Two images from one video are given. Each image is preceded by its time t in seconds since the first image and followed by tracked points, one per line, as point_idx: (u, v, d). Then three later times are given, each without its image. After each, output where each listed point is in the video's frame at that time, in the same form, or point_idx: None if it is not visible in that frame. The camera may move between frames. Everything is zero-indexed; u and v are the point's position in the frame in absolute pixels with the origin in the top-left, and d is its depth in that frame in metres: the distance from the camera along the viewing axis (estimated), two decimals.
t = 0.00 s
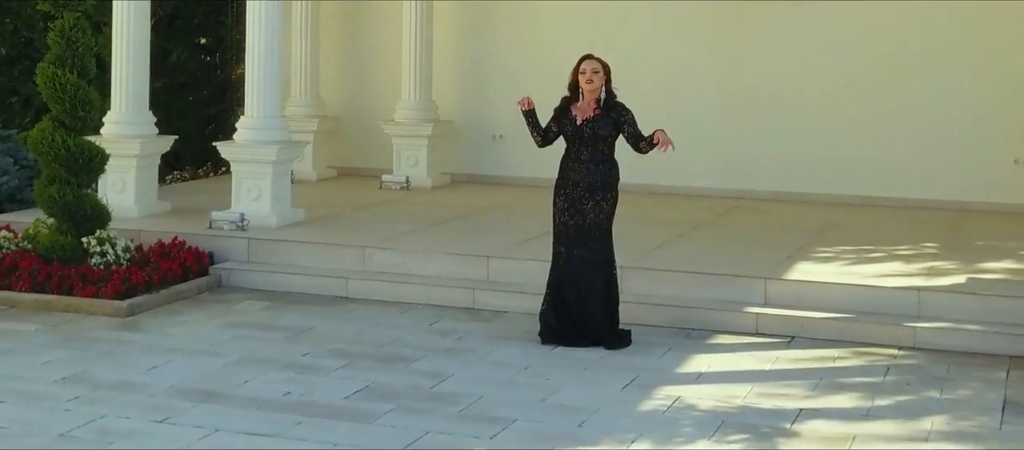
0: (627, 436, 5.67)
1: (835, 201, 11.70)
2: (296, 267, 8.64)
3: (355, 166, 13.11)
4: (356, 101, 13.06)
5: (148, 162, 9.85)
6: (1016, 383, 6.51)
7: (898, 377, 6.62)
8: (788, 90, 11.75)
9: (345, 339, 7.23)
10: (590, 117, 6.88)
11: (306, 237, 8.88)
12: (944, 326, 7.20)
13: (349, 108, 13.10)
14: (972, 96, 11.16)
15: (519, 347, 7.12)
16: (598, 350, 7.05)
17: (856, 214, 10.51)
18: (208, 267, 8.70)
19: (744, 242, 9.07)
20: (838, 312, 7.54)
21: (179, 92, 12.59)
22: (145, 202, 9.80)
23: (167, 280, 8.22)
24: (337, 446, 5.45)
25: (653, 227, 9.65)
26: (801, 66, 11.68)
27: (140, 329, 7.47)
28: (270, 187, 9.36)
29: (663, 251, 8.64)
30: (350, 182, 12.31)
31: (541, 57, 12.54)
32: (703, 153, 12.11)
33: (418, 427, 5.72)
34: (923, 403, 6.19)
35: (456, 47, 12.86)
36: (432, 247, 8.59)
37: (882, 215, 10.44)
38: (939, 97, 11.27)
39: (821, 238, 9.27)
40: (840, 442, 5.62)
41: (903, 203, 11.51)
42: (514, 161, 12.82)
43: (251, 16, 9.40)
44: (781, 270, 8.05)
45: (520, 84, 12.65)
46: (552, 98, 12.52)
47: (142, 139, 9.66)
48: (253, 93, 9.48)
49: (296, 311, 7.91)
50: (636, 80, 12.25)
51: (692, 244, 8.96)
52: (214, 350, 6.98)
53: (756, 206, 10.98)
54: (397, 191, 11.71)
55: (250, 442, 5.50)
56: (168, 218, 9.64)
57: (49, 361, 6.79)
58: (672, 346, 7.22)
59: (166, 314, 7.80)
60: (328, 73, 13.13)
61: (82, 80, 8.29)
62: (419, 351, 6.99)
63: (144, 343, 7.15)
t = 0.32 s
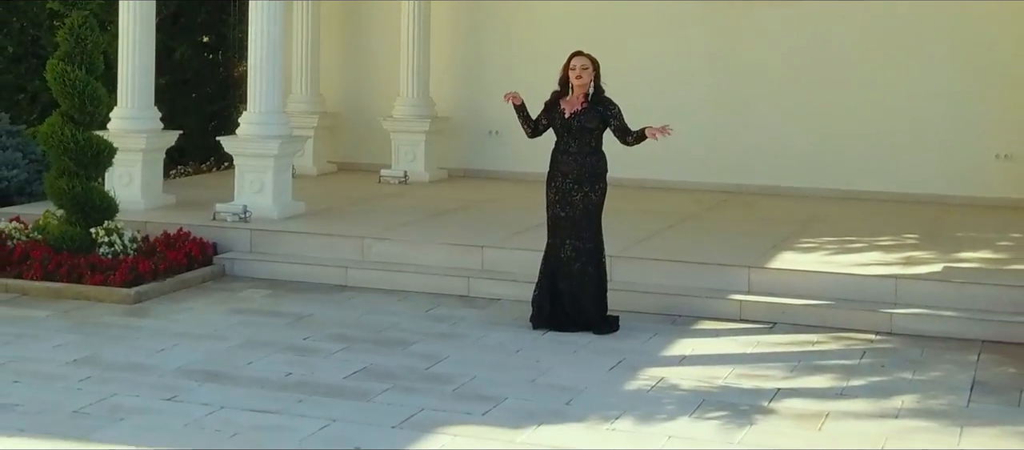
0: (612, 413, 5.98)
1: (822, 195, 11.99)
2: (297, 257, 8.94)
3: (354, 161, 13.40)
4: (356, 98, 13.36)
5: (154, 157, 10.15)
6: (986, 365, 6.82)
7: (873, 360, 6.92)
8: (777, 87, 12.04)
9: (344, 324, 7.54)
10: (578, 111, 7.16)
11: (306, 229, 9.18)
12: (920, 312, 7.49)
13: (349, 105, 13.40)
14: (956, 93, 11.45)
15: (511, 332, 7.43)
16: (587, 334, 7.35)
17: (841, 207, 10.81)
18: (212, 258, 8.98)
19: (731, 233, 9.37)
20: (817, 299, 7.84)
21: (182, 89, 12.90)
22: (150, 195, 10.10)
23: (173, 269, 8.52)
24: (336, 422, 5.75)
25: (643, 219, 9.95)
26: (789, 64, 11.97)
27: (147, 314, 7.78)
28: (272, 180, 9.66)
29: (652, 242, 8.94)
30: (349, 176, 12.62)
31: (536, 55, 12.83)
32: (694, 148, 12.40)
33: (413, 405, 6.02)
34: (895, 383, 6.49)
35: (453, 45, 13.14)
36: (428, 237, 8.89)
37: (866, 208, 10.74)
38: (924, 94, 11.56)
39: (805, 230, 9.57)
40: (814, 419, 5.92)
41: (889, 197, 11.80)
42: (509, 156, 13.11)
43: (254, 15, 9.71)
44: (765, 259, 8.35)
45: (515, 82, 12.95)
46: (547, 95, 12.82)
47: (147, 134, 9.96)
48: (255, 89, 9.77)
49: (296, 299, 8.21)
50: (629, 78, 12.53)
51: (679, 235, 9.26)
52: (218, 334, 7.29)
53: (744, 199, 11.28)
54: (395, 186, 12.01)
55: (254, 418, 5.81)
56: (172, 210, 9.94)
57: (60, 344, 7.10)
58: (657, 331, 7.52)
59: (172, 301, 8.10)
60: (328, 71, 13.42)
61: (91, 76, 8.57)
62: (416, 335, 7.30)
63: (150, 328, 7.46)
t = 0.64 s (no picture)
0: (595, 391, 6.33)
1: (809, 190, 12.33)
2: (297, 247, 9.30)
3: (353, 157, 13.76)
4: (355, 95, 13.72)
5: (160, 152, 10.52)
6: (952, 348, 7.17)
7: (846, 343, 7.28)
8: (765, 84, 12.38)
9: (343, 310, 7.90)
10: (566, 107, 7.50)
11: (307, 220, 9.54)
12: (893, 298, 7.85)
13: (348, 102, 13.75)
14: (938, 90, 11.81)
15: (503, 317, 7.79)
16: (575, 320, 7.71)
17: (824, 201, 11.17)
18: (217, 248, 9.34)
19: (716, 225, 9.72)
20: (796, 287, 8.20)
21: (186, 87, 13.27)
22: (157, 189, 10.46)
23: (179, 259, 8.89)
24: (335, 399, 6.11)
25: (632, 212, 10.30)
26: (776, 62, 12.31)
27: (154, 301, 8.14)
28: (274, 174, 10.01)
29: (639, 233, 9.29)
30: (348, 172, 12.98)
31: (530, 53, 13.17)
32: (684, 144, 12.73)
33: (407, 383, 6.37)
34: (864, 364, 6.85)
35: (450, 44, 13.49)
36: (425, 229, 9.24)
37: (848, 202, 11.09)
38: (907, 91, 11.91)
39: (788, 222, 9.93)
40: (785, 396, 6.28)
41: (873, 191, 12.14)
42: (505, 152, 13.46)
43: (257, 16, 10.07)
44: (746, 249, 8.71)
45: (510, 80, 13.29)
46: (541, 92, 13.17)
47: (153, 129, 10.32)
48: (257, 86, 10.12)
49: (297, 286, 8.57)
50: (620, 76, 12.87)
51: (667, 227, 9.61)
52: (223, 319, 7.65)
53: (731, 193, 11.64)
54: (393, 180, 12.37)
55: (257, 395, 6.17)
56: (178, 203, 10.31)
57: (73, 327, 7.46)
58: (642, 317, 7.88)
59: (178, 289, 8.47)
60: (328, 69, 13.78)
61: (100, 73, 8.90)
62: (411, 320, 7.66)
63: (158, 313, 7.82)
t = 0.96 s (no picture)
0: (579, 369, 6.69)
1: (794, 183, 12.70)
2: (298, 236, 9.67)
3: (353, 151, 14.12)
4: (354, 92, 14.09)
5: (165, 146, 10.88)
6: (920, 330, 7.54)
7: (820, 326, 7.64)
8: (750, 80, 12.73)
9: (341, 295, 8.26)
10: (549, 101, 7.83)
11: (306, 211, 9.90)
12: (867, 284, 8.22)
13: (348, 98, 14.12)
14: (919, 85, 12.16)
15: (494, 302, 8.15)
16: (562, 305, 8.07)
17: (807, 193, 11.53)
18: (221, 238, 9.70)
19: (702, 216, 10.08)
20: (775, 274, 8.57)
21: (189, 84, 13.67)
22: (162, 181, 10.82)
23: (185, 248, 9.25)
24: (333, 375, 6.48)
25: (621, 204, 10.65)
26: (761, 59, 12.66)
27: (161, 287, 8.51)
28: (275, 167, 10.36)
29: (627, 224, 9.65)
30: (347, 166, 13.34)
31: (523, 51, 13.53)
32: (673, 138, 13.09)
33: (401, 362, 6.74)
34: (836, 345, 7.22)
35: (446, 42, 13.86)
36: (420, 219, 9.59)
37: (830, 194, 11.45)
38: (889, 86, 12.26)
39: (772, 213, 10.29)
40: (758, 374, 6.64)
41: (857, 185, 12.49)
42: (500, 147, 13.82)
43: (259, 14, 10.43)
44: (729, 238, 9.07)
45: (505, 77, 13.65)
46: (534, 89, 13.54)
47: (158, 124, 10.68)
48: (259, 83, 10.48)
49: (298, 274, 8.94)
50: (611, 74, 13.23)
51: (653, 218, 9.97)
52: (226, 303, 8.02)
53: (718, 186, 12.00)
54: (391, 174, 12.74)
55: (259, 372, 6.54)
56: (182, 195, 10.67)
57: (84, 311, 7.83)
58: (627, 302, 8.24)
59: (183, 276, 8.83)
60: (328, 66, 14.15)
61: (108, 69, 9.24)
62: (406, 304, 8.03)
63: (165, 298, 8.18)
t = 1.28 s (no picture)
0: (566, 352, 7.00)
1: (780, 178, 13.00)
2: (298, 228, 9.98)
3: (352, 146, 14.43)
4: (353, 90, 14.39)
5: (169, 141, 11.18)
6: (896, 317, 7.86)
7: (800, 312, 7.95)
8: (737, 78, 13.04)
9: (340, 284, 8.57)
10: (533, 99, 8.13)
11: (306, 204, 10.21)
12: (846, 273, 8.53)
13: (348, 95, 14.43)
14: (903, 84, 12.47)
15: (486, 290, 8.47)
16: (552, 293, 8.39)
17: (794, 188, 11.83)
18: (222, 230, 10.02)
19: (690, 209, 10.39)
20: (758, 264, 8.88)
21: (192, 82, 13.97)
22: (166, 176, 11.14)
23: (188, 239, 9.56)
24: (332, 357, 6.79)
25: (613, 198, 10.96)
26: (748, 58, 12.97)
27: (166, 276, 8.81)
28: (275, 162, 10.67)
29: (617, 216, 9.97)
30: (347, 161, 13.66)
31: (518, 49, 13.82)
32: (663, 133, 13.39)
33: (397, 345, 7.05)
34: (814, 331, 7.53)
35: (442, 41, 14.17)
36: (416, 212, 9.91)
37: (816, 189, 11.76)
38: (874, 84, 12.57)
39: (758, 207, 10.60)
40: (738, 357, 6.95)
41: (843, 180, 12.80)
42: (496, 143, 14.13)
43: (260, 13, 10.72)
44: (715, 230, 9.38)
45: (501, 75, 13.95)
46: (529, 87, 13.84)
47: (162, 121, 10.99)
48: (261, 80, 10.79)
49: (298, 264, 9.25)
50: (603, 72, 13.53)
51: (643, 210, 10.29)
52: (229, 291, 8.32)
53: (708, 181, 12.29)
54: (389, 169, 13.04)
55: (261, 354, 6.85)
56: (186, 189, 10.98)
57: (92, 299, 8.13)
58: (615, 290, 8.56)
59: (187, 266, 9.14)
60: (327, 65, 14.46)
61: (115, 67, 9.53)
62: (402, 293, 8.34)
63: (170, 286, 8.49)
